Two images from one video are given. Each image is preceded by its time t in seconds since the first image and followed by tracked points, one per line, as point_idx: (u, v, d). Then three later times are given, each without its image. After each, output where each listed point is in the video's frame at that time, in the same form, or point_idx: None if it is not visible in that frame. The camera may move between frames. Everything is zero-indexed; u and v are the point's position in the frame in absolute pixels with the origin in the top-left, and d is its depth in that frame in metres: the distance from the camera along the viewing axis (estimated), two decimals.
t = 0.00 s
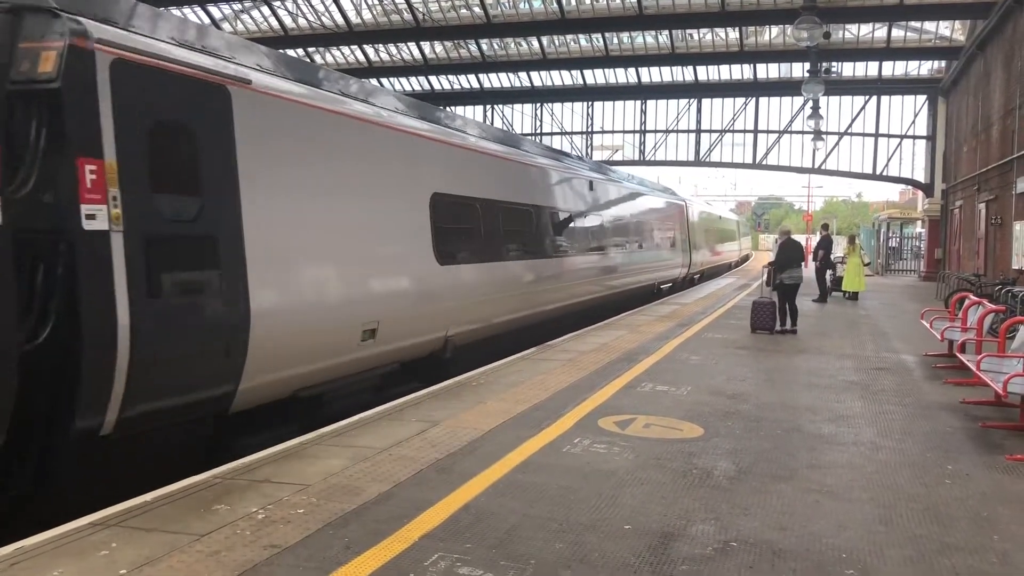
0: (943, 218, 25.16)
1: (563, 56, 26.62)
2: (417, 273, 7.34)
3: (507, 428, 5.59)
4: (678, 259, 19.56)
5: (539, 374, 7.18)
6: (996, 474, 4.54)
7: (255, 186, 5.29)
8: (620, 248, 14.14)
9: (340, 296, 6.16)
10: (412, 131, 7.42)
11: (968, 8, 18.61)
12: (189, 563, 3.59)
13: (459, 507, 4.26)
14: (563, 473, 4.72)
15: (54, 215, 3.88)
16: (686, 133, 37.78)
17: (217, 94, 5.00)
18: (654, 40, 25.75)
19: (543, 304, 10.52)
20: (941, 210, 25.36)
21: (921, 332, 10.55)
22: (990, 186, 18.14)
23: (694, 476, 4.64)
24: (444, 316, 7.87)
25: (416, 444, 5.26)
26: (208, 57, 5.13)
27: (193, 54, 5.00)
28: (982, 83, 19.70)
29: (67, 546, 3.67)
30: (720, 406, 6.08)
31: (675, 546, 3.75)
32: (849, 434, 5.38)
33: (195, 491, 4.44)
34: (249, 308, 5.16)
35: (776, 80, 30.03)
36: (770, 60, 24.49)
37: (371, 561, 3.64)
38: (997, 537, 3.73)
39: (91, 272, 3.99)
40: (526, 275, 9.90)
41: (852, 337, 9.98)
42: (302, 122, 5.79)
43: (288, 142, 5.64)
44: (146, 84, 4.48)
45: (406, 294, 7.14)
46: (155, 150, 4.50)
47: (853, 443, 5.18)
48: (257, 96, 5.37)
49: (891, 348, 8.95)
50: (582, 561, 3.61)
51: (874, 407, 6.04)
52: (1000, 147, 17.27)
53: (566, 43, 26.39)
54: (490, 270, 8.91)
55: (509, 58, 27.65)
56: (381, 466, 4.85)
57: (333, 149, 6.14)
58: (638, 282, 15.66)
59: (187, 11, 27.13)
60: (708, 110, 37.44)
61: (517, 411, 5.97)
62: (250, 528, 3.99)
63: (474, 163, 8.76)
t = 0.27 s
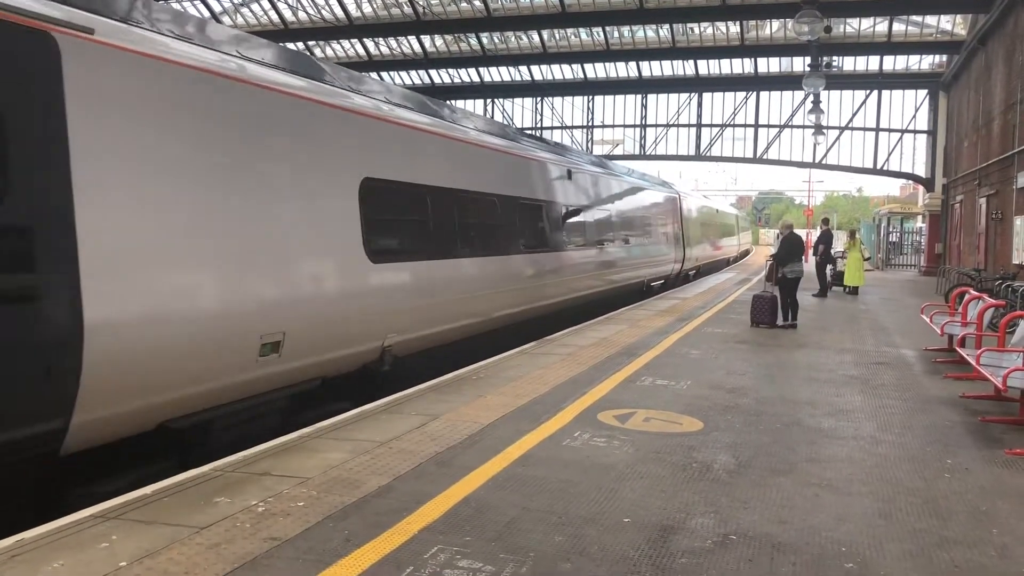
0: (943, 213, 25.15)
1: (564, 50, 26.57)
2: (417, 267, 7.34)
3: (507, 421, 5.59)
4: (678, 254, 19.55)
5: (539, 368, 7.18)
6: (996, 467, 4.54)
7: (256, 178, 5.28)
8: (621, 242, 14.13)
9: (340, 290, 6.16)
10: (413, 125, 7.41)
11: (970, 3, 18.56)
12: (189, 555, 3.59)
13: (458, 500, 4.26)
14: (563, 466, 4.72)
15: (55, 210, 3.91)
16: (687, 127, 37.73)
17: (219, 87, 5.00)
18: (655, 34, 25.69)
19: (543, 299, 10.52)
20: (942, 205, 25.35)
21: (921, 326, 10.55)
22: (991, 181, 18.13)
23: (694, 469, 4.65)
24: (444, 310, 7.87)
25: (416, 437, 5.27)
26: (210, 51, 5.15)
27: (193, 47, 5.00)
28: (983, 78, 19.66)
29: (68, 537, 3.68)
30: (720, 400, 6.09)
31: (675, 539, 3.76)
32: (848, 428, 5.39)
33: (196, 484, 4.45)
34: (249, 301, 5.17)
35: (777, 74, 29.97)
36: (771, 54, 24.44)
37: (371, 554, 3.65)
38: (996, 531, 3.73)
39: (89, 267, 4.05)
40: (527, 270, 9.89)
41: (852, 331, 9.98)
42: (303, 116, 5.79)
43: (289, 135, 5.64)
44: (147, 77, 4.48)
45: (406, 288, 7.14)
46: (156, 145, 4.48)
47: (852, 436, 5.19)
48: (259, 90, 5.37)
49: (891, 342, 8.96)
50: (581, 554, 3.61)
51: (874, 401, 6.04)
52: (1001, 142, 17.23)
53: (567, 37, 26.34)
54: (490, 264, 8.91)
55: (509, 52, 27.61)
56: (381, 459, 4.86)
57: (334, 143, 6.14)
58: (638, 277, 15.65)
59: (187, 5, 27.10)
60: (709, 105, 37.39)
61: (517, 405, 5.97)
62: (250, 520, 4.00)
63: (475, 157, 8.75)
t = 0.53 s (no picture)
0: (943, 209, 25.14)
1: (564, 45, 26.52)
2: (417, 262, 7.34)
3: (506, 417, 5.59)
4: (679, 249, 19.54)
5: (538, 363, 7.18)
6: (995, 463, 4.55)
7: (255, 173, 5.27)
8: (621, 237, 14.12)
9: (340, 285, 6.15)
10: (413, 120, 7.39)
11: None
12: (189, 550, 3.59)
13: (458, 495, 4.26)
14: (562, 461, 4.72)
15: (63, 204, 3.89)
16: (687, 123, 37.70)
17: (219, 82, 4.99)
18: (654, 29, 25.65)
19: (543, 294, 10.51)
20: (941, 201, 25.34)
21: (921, 321, 10.54)
22: (991, 176, 18.11)
23: (693, 464, 4.65)
24: (444, 305, 7.87)
25: (415, 432, 5.27)
26: (209, 45, 5.13)
27: (192, 42, 4.98)
28: (983, 73, 19.63)
29: (67, 532, 3.69)
30: (719, 395, 6.09)
31: (674, 534, 3.76)
32: (847, 423, 5.39)
33: (195, 479, 4.45)
34: (248, 297, 5.16)
35: (777, 69, 29.93)
36: (771, 49, 24.42)
37: (370, 548, 3.66)
38: (995, 525, 3.73)
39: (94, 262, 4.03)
40: (527, 265, 9.88)
41: (851, 326, 9.98)
42: (302, 110, 5.77)
43: (288, 131, 5.62)
44: (147, 73, 4.47)
45: (406, 283, 7.14)
46: (156, 141, 4.47)
47: (852, 432, 5.19)
48: (258, 85, 5.35)
49: (891, 337, 8.95)
50: (581, 549, 3.62)
51: (874, 396, 6.05)
52: (1001, 137, 17.22)
53: (566, 32, 26.31)
54: (490, 260, 8.90)
55: (509, 47, 27.57)
56: (381, 454, 4.86)
57: (333, 138, 6.12)
58: (638, 272, 15.65)
59: None
60: (709, 100, 37.35)
61: (516, 400, 5.97)
62: (249, 515, 4.00)
63: (475, 152, 8.73)
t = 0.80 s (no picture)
0: (941, 207, 25.17)
1: (561, 43, 26.48)
2: (416, 260, 7.33)
3: (504, 415, 5.59)
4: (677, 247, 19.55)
5: (536, 362, 7.17)
6: (992, 461, 4.56)
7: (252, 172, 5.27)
8: (619, 235, 14.12)
9: (338, 283, 6.15)
10: (412, 119, 7.37)
11: None
12: (187, 550, 3.58)
13: (456, 494, 4.26)
14: (560, 460, 4.72)
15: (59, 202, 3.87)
16: (685, 121, 37.69)
17: (218, 81, 4.97)
18: (652, 27, 25.63)
19: (541, 292, 10.51)
20: (939, 199, 25.38)
21: (918, 320, 10.56)
22: (988, 175, 18.13)
23: (691, 463, 4.65)
24: (442, 303, 7.86)
25: (413, 431, 5.27)
26: (207, 44, 5.11)
27: (190, 40, 4.95)
28: (981, 71, 19.64)
29: (65, 531, 3.68)
30: (717, 394, 6.09)
31: (672, 534, 3.76)
32: (845, 422, 5.40)
33: (192, 478, 4.44)
34: (245, 296, 5.15)
35: (775, 68, 29.93)
36: (769, 47, 24.41)
37: (369, 547, 3.65)
38: (993, 524, 3.74)
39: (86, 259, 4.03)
40: (524, 263, 9.87)
41: (849, 325, 9.99)
42: (301, 108, 5.75)
43: (285, 129, 5.60)
44: (146, 71, 4.45)
45: (405, 281, 7.14)
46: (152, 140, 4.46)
47: (850, 430, 5.19)
48: (257, 83, 5.33)
49: (888, 336, 8.96)
50: (579, 548, 3.62)
51: (871, 395, 6.06)
52: (998, 136, 17.23)
53: (564, 30, 26.27)
54: (488, 258, 8.90)
55: (507, 45, 27.52)
56: (379, 453, 4.86)
57: (331, 136, 6.11)
58: (636, 270, 15.64)
59: None
60: (707, 98, 37.34)
61: (514, 399, 5.97)
62: (247, 514, 3.99)
63: (474, 151, 8.72)
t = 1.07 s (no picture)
0: (936, 208, 25.25)
1: (558, 44, 26.49)
2: (413, 260, 7.32)
3: (500, 416, 5.58)
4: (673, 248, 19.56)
5: (532, 363, 7.17)
6: (988, 463, 4.57)
7: (248, 172, 5.26)
8: (615, 236, 14.11)
9: (335, 283, 6.14)
10: (408, 119, 7.36)
11: None
12: (181, 551, 3.57)
13: (452, 495, 4.25)
14: (556, 461, 4.71)
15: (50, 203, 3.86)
16: (680, 122, 37.75)
17: (214, 81, 4.96)
18: (648, 28, 25.66)
19: (537, 293, 10.51)
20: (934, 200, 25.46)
21: (913, 321, 10.59)
22: (983, 176, 18.18)
23: (687, 464, 4.65)
24: (438, 304, 7.85)
25: (408, 432, 5.25)
26: (203, 43, 5.10)
27: (186, 40, 4.94)
28: (976, 73, 19.70)
29: (59, 532, 3.67)
30: (712, 394, 6.10)
31: (667, 535, 3.76)
32: (840, 423, 5.41)
33: (187, 479, 4.43)
34: (242, 296, 5.14)
35: (771, 69, 29.99)
36: (765, 48, 24.46)
37: (364, 548, 3.65)
38: (987, 526, 3.75)
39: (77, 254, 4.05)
40: (521, 263, 9.86)
41: (844, 326, 10.01)
42: (297, 108, 5.74)
43: (282, 129, 5.59)
44: (144, 71, 4.44)
45: (402, 282, 7.14)
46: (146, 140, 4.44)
47: (845, 431, 5.20)
48: (253, 83, 5.31)
49: (883, 337, 8.97)
50: (574, 549, 3.62)
51: (867, 396, 6.07)
52: (993, 137, 17.29)
53: (561, 31, 26.28)
54: (485, 258, 8.90)
55: (503, 46, 27.52)
56: (375, 454, 4.85)
57: (327, 136, 6.09)
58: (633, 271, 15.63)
59: None
60: (702, 99, 37.40)
61: (510, 400, 5.97)
62: (242, 515, 3.98)
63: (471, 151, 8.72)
